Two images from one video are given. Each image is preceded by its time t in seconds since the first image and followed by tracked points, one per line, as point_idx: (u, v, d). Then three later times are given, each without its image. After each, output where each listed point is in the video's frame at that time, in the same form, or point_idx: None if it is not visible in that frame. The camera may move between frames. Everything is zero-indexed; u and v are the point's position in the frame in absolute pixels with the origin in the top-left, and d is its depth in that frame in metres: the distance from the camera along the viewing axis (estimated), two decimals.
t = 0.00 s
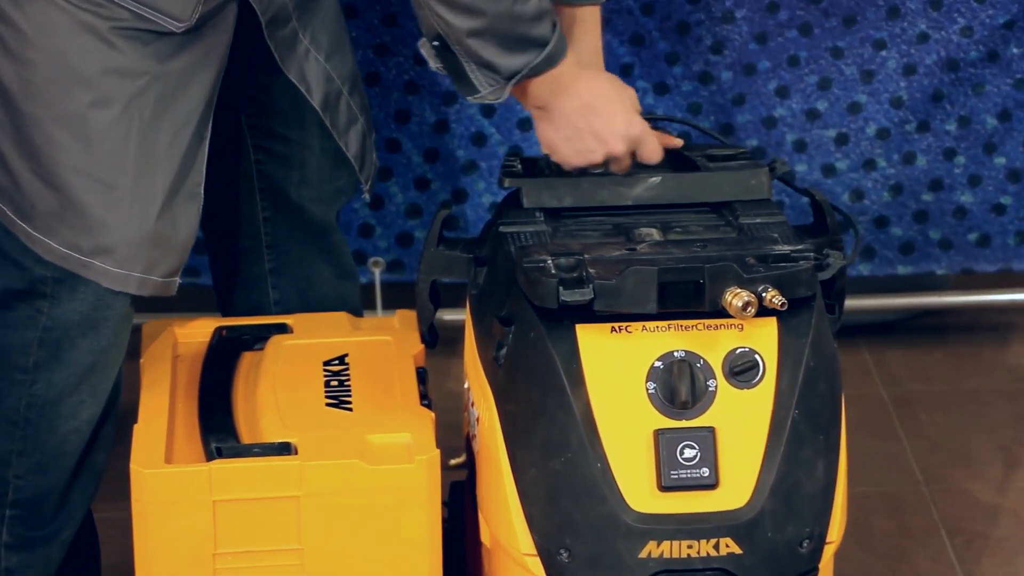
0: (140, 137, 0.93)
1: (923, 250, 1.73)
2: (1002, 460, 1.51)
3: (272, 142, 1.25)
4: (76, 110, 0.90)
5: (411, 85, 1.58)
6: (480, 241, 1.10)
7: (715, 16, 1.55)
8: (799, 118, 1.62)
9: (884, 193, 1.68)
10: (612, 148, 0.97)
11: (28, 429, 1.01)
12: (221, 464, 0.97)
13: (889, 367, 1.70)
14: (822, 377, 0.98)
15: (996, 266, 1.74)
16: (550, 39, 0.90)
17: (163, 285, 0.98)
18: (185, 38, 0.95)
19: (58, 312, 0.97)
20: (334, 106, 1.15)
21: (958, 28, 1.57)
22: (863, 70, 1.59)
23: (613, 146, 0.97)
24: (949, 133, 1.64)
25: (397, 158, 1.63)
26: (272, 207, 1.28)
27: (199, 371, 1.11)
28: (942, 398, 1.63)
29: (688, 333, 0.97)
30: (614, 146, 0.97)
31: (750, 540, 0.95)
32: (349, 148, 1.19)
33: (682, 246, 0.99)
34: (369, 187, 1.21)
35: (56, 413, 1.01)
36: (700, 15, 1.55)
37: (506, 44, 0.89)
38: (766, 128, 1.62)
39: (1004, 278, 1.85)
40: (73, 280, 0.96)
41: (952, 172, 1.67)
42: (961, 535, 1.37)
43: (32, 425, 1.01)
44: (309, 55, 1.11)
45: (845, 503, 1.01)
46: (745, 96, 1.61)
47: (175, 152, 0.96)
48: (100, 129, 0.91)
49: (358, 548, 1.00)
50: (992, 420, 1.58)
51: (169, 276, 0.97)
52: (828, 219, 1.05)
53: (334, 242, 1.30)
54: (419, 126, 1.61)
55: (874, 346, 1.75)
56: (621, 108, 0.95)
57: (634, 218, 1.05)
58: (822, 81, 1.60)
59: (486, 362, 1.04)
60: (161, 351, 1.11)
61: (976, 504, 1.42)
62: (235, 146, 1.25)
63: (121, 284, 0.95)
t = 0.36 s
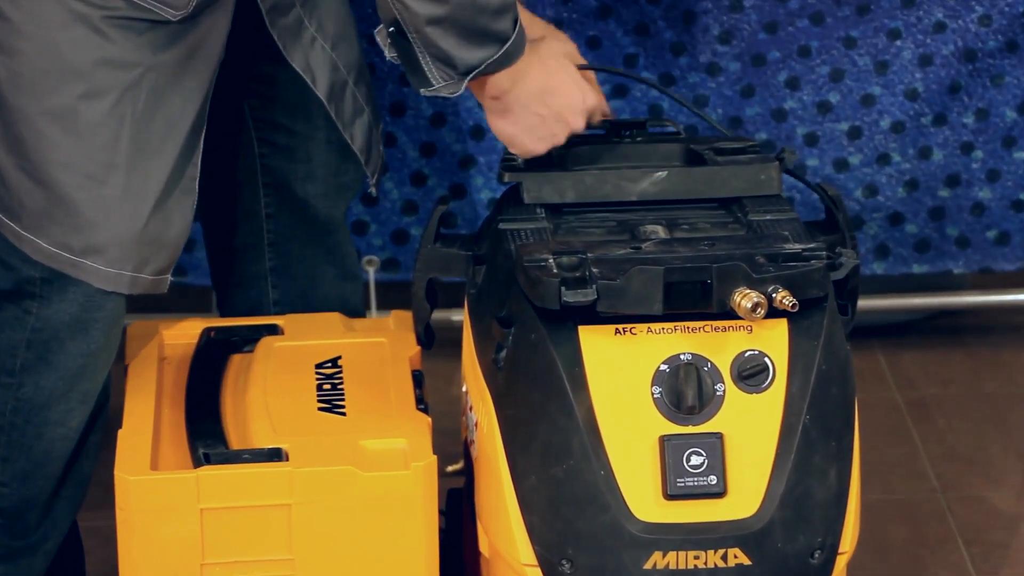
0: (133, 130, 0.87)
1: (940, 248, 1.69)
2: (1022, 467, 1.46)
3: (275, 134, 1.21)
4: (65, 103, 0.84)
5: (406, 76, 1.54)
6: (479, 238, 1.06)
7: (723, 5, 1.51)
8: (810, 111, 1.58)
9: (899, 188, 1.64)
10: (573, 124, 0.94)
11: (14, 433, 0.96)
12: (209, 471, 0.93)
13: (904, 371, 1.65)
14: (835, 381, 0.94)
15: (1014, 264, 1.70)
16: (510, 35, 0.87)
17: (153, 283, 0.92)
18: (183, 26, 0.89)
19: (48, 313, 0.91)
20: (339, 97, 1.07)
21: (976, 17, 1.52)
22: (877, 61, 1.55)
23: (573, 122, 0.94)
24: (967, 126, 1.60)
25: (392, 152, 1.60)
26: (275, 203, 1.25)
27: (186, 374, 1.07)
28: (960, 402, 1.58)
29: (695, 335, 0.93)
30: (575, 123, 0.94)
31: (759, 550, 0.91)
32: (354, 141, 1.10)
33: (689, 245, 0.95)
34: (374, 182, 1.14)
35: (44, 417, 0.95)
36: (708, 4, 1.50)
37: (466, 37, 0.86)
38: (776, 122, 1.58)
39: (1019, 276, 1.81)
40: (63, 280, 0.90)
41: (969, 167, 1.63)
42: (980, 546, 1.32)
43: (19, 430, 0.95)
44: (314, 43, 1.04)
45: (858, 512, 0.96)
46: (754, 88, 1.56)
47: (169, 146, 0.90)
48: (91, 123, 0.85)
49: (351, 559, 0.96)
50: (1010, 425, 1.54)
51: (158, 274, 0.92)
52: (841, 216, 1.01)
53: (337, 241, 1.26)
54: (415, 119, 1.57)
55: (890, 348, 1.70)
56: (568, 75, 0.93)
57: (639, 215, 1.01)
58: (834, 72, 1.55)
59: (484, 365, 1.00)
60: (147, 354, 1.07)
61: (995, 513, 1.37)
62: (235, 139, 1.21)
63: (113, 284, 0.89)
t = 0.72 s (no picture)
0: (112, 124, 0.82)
1: (959, 247, 1.63)
2: None
3: (258, 129, 1.17)
4: (39, 96, 0.79)
5: (401, 67, 1.49)
6: (478, 236, 1.02)
7: None
8: (824, 102, 1.52)
9: (917, 184, 1.58)
10: (584, 117, 0.87)
11: None
12: (195, 480, 0.88)
13: (921, 374, 1.59)
14: (850, 387, 0.90)
15: None
16: (528, 6, 0.80)
17: (137, 285, 0.87)
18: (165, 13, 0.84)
19: (24, 316, 0.87)
20: (325, 90, 1.02)
21: (998, 5, 1.47)
22: (895, 51, 1.49)
23: (586, 117, 0.87)
24: (988, 119, 1.54)
25: (387, 147, 1.55)
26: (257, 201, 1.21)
27: (172, 379, 1.03)
28: (981, 408, 1.52)
29: (704, 338, 0.89)
30: (586, 116, 0.87)
31: (771, 564, 0.86)
32: (339, 135, 1.06)
33: (696, 243, 0.91)
34: (360, 178, 1.10)
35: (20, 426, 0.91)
36: None
37: (480, 12, 0.80)
38: (788, 114, 1.52)
39: None
40: (39, 281, 0.86)
41: (991, 162, 1.57)
42: (1001, 557, 1.25)
43: None
44: (298, 33, 0.99)
45: (875, 523, 0.92)
46: (766, 78, 1.50)
47: (152, 140, 0.85)
48: (67, 117, 0.80)
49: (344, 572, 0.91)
50: None
51: (142, 275, 0.87)
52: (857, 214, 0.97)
53: (323, 240, 1.23)
54: (410, 112, 1.53)
55: (907, 352, 1.64)
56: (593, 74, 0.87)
57: (645, 212, 0.97)
58: (850, 62, 1.50)
59: (483, 369, 0.95)
60: (131, 359, 1.03)
61: (1018, 521, 1.31)
62: (216, 137, 1.17)
63: (91, 286, 0.84)
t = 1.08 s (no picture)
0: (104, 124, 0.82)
1: (960, 248, 1.62)
2: None
3: (259, 130, 1.17)
4: (31, 96, 0.79)
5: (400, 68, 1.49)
6: (478, 236, 1.02)
7: None
8: (825, 103, 1.52)
9: (918, 185, 1.58)
10: (530, 166, 0.81)
11: None
12: (196, 481, 0.88)
13: (924, 376, 1.58)
14: (850, 388, 0.90)
15: None
16: (453, 43, 0.77)
17: (132, 286, 0.88)
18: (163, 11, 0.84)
19: (17, 317, 0.86)
20: (322, 93, 1.01)
21: (999, 5, 1.47)
22: (895, 51, 1.49)
23: (536, 157, 0.80)
24: (989, 119, 1.54)
25: (386, 148, 1.55)
26: (260, 201, 1.21)
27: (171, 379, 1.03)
28: (983, 409, 1.52)
29: (705, 339, 0.89)
30: (533, 165, 0.81)
31: (771, 565, 0.86)
32: (337, 138, 1.04)
33: (697, 244, 0.91)
34: (359, 180, 1.07)
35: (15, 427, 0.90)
36: None
37: (402, 36, 0.77)
38: (789, 115, 1.52)
39: None
40: (32, 281, 0.85)
41: (992, 162, 1.57)
42: (1002, 559, 1.25)
43: None
44: (298, 34, 0.96)
45: (874, 523, 0.92)
46: (767, 79, 1.50)
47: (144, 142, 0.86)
48: (60, 118, 0.80)
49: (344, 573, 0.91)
50: None
51: (135, 278, 0.88)
52: (857, 215, 0.97)
53: (323, 242, 1.23)
54: (410, 113, 1.53)
55: (907, 353, 1.64)
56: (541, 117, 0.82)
57: (646, 213, 0.97)
58: (850, 63, 1.50)
59: (483, 370, 0.95)
60: (130, 359, 1.03)
61: (1018, 523, 1.31)
62: (216, 139, 1.17)
63: (84, 285, 0.85)
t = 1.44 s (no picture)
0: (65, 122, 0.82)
1: (971, 247, 1.60)
2: None
3: (234, 135, 1.15)
4: None
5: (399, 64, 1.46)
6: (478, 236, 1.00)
7: None
8: (832, 100, 1.50)
9: (928, 184, 1.56)
10: (441, 195, 0.81)
11: None
12: (190, 486, 0.86)
13: (932, 378, 1.57)
14: (859, 390, 0.88)
15: None
16: (383, 43, 0.76)
17: (101, 284, 0.88)
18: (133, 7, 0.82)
19: None
20: (297, 96, 0.98)
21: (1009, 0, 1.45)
22: (904, 47, 1.47)
23: (451, 180, 0.81)
24: (1000, 116, 1.52)
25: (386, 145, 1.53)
26: (236, 207, 1.19)
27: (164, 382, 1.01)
28: (992, 412, 1.49)
29: (710, 340, 0.87)
30: (439, 193, 0.81)
31: (778, 571, 0.84)
32: (310, 142, 1.01)
33: (701, 243, 0.89)
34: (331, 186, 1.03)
35: None
36: None
37: (333, 30, 0.76)
38: (795, 112, 1.51)
39: None
40: None
41: (1003, 160, 1.55)
42: (1014, 565, 1.23)
43: None
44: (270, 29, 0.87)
45: (883, 528, 0.90)
46: (772, 75, 1.49)
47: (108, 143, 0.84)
48: (19, 115, 0.80)
49: None
50: None
51: (105, 275, 0.88)
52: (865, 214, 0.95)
53: (305, 247, 1.21)
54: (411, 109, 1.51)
55: (914, 355, 1.62)
56: (452, 142, 0.82)
57: (649, 211, 0.95)
58: (857, 59, 1.48)
59: (483, 372, 0.93)
60: (121, 362, 1.01)
61: None
62: (193, 143, 1.15)
63: (42, 284, 0.84)
